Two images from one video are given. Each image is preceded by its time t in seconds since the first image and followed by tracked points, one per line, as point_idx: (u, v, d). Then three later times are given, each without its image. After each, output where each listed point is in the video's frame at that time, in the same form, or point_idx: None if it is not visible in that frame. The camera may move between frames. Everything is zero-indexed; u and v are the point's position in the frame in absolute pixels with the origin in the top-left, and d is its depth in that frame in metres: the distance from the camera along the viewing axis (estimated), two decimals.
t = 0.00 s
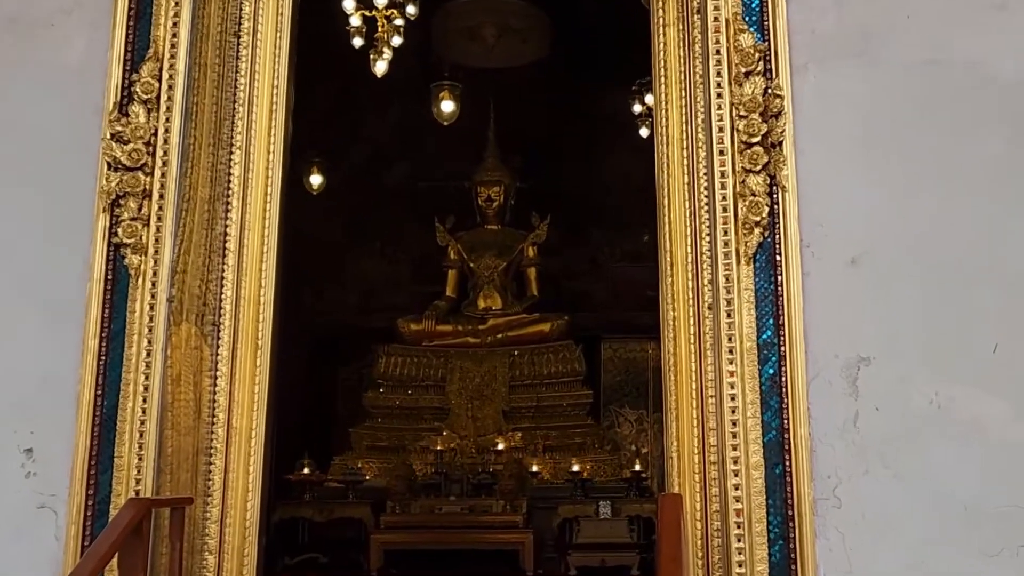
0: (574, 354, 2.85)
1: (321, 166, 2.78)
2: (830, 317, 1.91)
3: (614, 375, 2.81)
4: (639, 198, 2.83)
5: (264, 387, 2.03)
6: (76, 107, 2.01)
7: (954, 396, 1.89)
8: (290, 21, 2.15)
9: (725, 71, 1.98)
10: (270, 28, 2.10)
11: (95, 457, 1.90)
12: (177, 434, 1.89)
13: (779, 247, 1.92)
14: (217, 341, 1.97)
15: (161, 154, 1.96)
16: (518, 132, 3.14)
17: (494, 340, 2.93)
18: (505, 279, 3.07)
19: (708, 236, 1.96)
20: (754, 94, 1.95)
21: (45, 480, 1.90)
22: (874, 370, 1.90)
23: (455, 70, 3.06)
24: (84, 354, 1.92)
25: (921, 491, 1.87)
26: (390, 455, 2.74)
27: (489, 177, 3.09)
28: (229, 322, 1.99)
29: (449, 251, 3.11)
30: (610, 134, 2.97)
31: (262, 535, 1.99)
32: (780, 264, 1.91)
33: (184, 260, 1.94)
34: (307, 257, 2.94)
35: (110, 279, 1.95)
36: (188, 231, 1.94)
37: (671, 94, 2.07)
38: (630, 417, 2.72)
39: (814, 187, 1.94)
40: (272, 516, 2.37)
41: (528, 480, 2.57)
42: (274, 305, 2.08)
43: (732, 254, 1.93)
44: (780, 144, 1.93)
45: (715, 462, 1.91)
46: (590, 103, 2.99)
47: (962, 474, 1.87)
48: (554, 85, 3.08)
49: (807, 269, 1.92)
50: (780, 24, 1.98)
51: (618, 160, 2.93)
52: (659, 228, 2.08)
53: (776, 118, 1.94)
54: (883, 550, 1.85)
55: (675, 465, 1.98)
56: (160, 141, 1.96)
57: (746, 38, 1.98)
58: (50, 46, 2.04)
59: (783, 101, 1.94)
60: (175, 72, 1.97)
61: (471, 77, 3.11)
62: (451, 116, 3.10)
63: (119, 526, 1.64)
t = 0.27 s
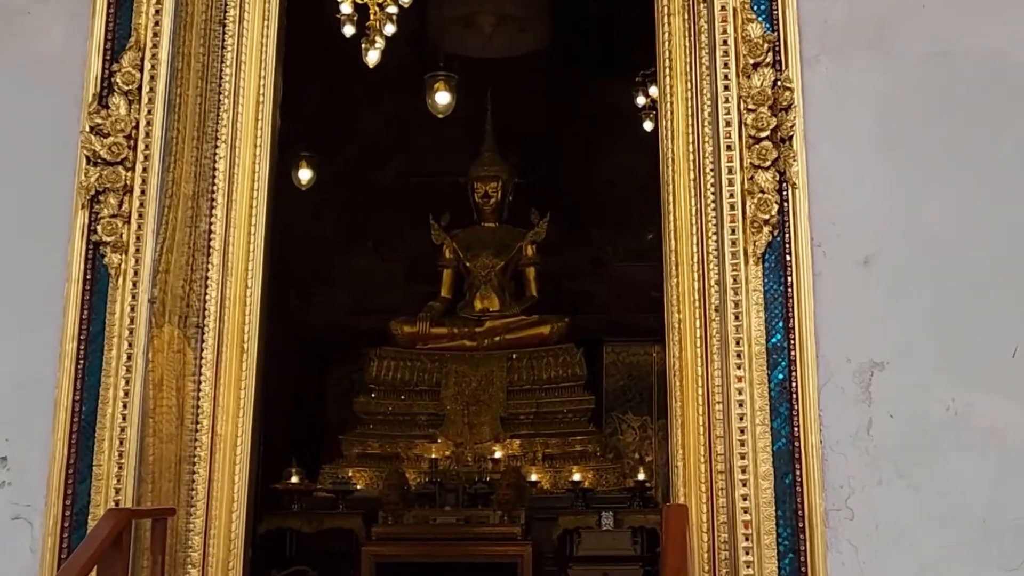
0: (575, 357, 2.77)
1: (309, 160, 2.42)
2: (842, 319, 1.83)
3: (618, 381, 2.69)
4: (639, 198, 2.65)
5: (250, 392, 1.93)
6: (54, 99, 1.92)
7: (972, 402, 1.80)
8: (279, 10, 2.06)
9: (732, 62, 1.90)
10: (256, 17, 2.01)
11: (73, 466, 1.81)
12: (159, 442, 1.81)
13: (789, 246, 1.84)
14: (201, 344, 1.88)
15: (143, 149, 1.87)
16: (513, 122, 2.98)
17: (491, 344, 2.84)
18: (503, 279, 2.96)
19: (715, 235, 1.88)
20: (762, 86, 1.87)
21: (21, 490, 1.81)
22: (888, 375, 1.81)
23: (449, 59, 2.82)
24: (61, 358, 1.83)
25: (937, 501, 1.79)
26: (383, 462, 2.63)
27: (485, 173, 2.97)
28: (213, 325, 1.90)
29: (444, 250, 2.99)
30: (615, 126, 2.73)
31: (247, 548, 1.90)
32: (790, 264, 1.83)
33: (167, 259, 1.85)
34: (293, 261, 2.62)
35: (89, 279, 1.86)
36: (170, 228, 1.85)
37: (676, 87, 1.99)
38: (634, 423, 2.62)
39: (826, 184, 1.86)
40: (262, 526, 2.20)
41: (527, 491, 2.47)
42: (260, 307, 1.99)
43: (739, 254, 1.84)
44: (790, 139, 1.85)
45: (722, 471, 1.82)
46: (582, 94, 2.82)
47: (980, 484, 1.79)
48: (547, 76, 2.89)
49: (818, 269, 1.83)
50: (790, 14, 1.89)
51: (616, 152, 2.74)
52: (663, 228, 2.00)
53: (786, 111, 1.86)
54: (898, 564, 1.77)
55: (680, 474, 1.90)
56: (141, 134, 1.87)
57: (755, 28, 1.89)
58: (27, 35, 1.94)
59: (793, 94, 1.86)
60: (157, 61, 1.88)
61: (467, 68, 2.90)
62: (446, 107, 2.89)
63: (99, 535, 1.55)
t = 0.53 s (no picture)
0: (576, 363, 2.63)
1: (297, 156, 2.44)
2: (857, 322, 1.74)
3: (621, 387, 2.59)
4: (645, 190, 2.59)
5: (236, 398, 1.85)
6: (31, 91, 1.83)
7: (993, 410, 1.72)
8: None
9: (741, 53, 1.81)
10: (242, 4, 1.92)
11: (50, 476, 1.72)
12: (140, 450, 1.73)
13: (801, 246, 1.75)
14: (183, 348, 1.79)
15: (123, 144, 1.78)
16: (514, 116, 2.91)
17: (488, 348, 2.71)
18: (500, 279, 2.83)
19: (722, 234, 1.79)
20: (772, 78, 1.78)
21: None
22: (904, 382, 1.72)
23: (444, 48, 2.77)
24: (38, 362, 1.74)
25: (956, 514, 1.70)
26: (375, 473, 2.53)
27: (482, 168, 2.87)
28: (197, 328, 1.81)
29: (439, 249, 2.88)
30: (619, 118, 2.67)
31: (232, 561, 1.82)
32: (802, 266, 1.74)
33: (149, 258, 1.76)
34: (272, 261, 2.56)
35: (66, 279, 1.77)
36: (151, 226, 1.77)
37: (683, 78, 1.89)
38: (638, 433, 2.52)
39: (840, 180, 1.77)
40: (244, 540, 2.20)
41: (525, 502, 2.36)
42: (247, 309, 1.90)
43: (748, 255, 1.75)
44: (803, 134, 1.76)
45: (730, 482, 1.74)
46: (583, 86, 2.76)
47: (1001, 496, 1.70)
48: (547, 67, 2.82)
49: (831, 270, 1.75)
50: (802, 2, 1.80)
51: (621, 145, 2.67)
52: (669, 226, 1.90)
53: (798, 104, 1.77)
54: None
55: (687, 486, 1.80)
56: (122, 127, 1.78)
57: (765, 17, 1.80)
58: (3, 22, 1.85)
59: (806, 86, 1.76)
60: (138, 52, 1.79)
61: (465, 58, 2.84)
62: (440, 99, 2.85)
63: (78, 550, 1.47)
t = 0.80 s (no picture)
0: (578, 367, 2.55)
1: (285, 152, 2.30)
2: (871, 325, 1.67)
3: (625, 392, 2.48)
4: (644, 189, 2.56)
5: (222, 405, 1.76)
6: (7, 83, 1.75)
7: (1012, 417, 1.64)
8: None
9: (749, 46, 1.74)
10: None
11: (26, 487, 1.64)
12: (121, 459, 1.64)
13: (812, 246, 1.68)
14: (167, 352, 1.72)
15: (104, 139, 1.70)
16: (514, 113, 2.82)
17: (485, 351, 2.63)
18: (497, 281, 2.75)
19: (728, 233, 1.72)
20: (782, 72, 1.71)
21: None
22: (920, 388, 1.65)
23: (439, 40, 2.68)
24: (15, 367, 1.66)
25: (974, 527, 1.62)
26: (366, 481, 2.44)
27: (480, 166, 2.79)
28: (182, 332, 1.73)
29: (435, 249, 2.81)
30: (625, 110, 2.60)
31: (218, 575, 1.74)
32: (813, 267, 1.67)
33: (131, 259, 1.68)
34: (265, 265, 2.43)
35: (45, 280, 1.69)
36: (133, 226, 1.68)
37: (687, 72, 1.82)
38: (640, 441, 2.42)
39: (852, 178, 1.70)
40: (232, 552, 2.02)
41: (523, 513, 2.29)
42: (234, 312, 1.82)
43: (756, 256, 1.69)
44: (814, 130, 1.69)
45: (738, 492, 1.67)
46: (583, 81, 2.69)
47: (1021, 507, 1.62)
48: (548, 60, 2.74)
49: (843, 272, 1.68)
50: None
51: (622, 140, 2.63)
52: (674, 225, 1.83)
53: (809, 100, 1.70)
54: None
55: (692, 495, 1.73)
56: (103, 123, 1.71)
57: (774, 8, 1.74)
58: None
59: (817, 81, 1.69)
60: (120, 44, 1.73)
61: (461, 52, 2.73)
62: (434, 94, 2.77)
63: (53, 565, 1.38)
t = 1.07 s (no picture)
0: (581, 374, 2.42)
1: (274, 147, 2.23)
2: (887, 330, 1.59)
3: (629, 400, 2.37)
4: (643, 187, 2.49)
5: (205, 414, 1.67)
6: None
7: None
8: None
9: (761, 36, 1.66)
10: None
11: (2, 499, 1.56)
12: (101, 471, 1.57)
13: (826, 247, 1.60)
14: (148, 359, 1.63)
15: (83, 135, 1.62)
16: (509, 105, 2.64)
17: (482, 357, 2.47)
18: (496, 283, 2.59)
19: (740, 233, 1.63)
20: (795, 63, 1.64)
21: None
22: (939, 395, 1.58)
23: (434, 31, 2.49)
24: None
25: (996, 542, 1.55)
26: (356, 494, 2.31)
27: (478, 160, 2.61)
28: (164, 337, 1.64)
29: (429, 249, 2.64)
30: (641, 112, 2.27)
31: None
32: (827, 268, 1.60)
33: (111, 260, 1.60)
34: (243, 266, 2.29)
35: (20, 282, 1.61)
36: (114, 226, 1.61)
37: (695, 64, 1.74)
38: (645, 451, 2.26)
39: (867, 175, 1.62)
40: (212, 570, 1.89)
41: (522, 526, 2.17)
42: (219, 315, 1.74)
43: (768, 256, 1.61)
44: (828, 124, 1.61)
45: (747, 505, 1.58)
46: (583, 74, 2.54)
47: None
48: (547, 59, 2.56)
49: (857, 274, 1.60)
50: None
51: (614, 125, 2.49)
52: (682, 225, 1.75)
53: (822, 92, 1.62)
54: None
55: (699, 508, 1.65)
56: (81, 118, 1.63)
57: None
58: None
59: (831, 73, 1.62)
60: (99, 35, 1.65)
61: (456, 42, 2.54)
62: (430, 86, 2.54)
63: None
